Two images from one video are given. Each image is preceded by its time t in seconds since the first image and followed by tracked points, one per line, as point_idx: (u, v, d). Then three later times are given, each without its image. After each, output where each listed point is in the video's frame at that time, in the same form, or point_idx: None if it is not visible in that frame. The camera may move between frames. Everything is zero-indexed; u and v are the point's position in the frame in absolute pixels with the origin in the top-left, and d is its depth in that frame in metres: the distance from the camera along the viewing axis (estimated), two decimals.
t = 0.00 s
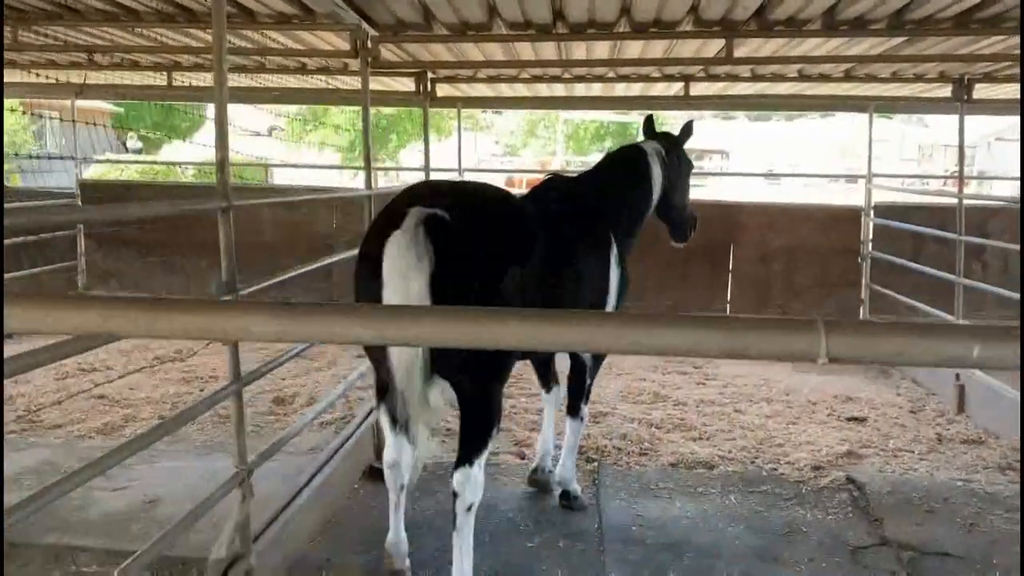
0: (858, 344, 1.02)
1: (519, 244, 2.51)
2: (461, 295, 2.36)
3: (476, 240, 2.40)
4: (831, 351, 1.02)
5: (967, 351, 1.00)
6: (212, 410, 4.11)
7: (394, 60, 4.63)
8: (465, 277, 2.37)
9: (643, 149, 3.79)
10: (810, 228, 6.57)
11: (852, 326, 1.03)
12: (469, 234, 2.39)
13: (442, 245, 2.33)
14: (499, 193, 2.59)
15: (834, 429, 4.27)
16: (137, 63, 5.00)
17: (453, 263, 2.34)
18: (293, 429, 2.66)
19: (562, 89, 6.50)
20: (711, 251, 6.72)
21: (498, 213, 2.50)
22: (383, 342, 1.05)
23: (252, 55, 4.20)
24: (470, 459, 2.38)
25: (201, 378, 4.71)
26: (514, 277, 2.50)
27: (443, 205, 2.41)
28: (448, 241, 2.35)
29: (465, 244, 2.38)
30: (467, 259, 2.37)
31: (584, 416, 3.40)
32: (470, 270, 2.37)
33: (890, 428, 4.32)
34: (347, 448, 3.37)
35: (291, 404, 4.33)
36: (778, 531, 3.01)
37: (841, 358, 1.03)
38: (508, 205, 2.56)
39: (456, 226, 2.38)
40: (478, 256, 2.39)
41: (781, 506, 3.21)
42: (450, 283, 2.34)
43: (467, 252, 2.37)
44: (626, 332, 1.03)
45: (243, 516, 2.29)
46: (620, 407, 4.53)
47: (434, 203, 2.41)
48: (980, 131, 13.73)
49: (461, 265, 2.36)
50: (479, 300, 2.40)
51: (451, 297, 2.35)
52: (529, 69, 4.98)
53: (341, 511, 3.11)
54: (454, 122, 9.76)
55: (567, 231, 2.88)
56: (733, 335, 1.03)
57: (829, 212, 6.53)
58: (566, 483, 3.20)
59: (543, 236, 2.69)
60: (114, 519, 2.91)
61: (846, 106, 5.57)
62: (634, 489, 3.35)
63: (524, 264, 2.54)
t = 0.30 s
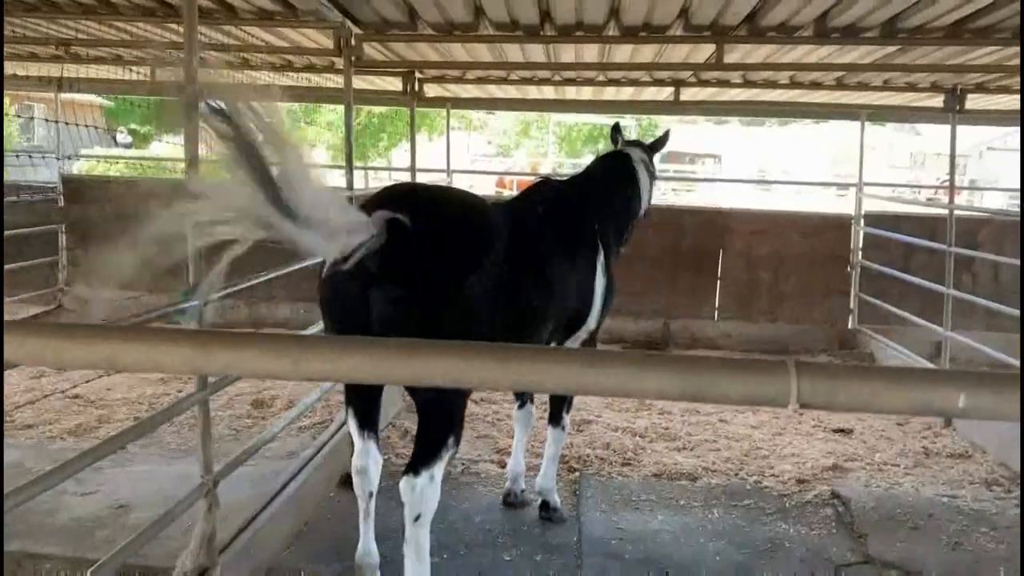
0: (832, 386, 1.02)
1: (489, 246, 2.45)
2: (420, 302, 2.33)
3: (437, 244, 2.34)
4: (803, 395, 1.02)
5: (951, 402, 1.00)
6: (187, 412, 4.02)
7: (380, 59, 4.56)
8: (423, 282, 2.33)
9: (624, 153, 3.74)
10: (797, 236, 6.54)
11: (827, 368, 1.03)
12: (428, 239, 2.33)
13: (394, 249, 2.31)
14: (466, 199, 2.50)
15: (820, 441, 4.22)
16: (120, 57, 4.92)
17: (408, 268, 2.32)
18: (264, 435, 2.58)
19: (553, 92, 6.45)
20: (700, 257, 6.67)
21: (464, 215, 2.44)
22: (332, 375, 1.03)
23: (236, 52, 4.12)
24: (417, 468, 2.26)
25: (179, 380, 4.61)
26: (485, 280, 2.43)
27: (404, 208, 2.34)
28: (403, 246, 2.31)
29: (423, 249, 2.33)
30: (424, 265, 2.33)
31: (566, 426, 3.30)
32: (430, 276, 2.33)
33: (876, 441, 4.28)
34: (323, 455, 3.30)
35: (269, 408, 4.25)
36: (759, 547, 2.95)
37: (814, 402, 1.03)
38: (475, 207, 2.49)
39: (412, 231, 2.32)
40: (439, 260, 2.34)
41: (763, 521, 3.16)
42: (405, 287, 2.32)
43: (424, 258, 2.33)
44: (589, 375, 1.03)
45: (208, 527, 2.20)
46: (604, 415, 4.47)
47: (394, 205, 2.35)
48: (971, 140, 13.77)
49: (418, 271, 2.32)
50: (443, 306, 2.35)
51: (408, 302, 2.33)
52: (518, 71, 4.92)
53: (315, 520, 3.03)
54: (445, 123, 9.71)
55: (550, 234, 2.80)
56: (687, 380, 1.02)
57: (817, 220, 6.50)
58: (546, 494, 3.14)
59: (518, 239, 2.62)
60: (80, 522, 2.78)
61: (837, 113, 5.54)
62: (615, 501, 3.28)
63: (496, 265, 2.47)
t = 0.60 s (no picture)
0: (846, 433, 0.89)
1: (481, 250, 2.41)
2: (411, 305, 2.28)
3: (425, 247, 2.32)
4: (814, 441, 0.89)
5: (984, 449, 0.86)
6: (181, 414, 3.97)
7: (378, 59, 4.53)
8: (414, 286, 2.28)
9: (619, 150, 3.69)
10: (797, 238, 6.50)
11: (843, 409, 0.90)
12: (416, 242, 2.32)
13: (383, 254, 2.25)
14: (460, 204, 2.49)
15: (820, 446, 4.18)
16: (114, 54, 4.87)
17: (397, 272, 2.27)
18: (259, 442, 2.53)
19: (552, 92, 6.42)
20: (699, 259, 6.62)
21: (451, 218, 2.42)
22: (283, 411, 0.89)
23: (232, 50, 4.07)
24: (400, 473, 2.22)
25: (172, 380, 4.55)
26: (477, 282, 2.39)
27: (390, 214, 2.34)
28: (392, 251, 2.27)
29: (412, 252, 2.30)
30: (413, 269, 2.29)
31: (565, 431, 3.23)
32: (419, 279, 2.29)
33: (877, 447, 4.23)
34: (315, 460, 3.25)
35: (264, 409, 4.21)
36: (758, 556, 2.91)
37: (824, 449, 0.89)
38: (462, 211, 2.48)
39: (400, 235, 2.30)
40: (429, 263, 2.31)
41: (762, 529, 3.12)
42: (395, 292, 2.26)
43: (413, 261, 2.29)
44: (573, 414, 0.89)
45: (196, 537, 2.15)
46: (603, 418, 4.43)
47: (379, 212, 2.35)
48: (971, 142, 13.78)
49: (408, 275, 2.28)
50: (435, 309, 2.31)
51: (399, 307, 2.27)
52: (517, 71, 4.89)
53: (308, 525, 2.98)
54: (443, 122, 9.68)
55: (548, 234, 2.75)
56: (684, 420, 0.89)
57: (818, 222, 6.46)
58: (542, 500, 3.10)
59: (513, 241, 2.57)
60: (70, 525, 2.71)
61: (838, 115, 5.50)
62: (612, 508, 3.24)
63: (489, 269, 2.42)
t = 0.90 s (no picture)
0: (909, 506, 0.79)
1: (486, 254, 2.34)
2: (412, 309, 2.18)
3: (426, 251, 2.23)
4: (873, 512, 0.79)
5: None
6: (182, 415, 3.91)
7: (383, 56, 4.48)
8: (415, 289, 2.19)
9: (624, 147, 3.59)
10: (806, 239, 6.42)
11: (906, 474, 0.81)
12: (419, 246, 2.23)
13: (387, 260, 2.18)
14: (462, 208, 2.41)
15: (830, 453, 4.12)
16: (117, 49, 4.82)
17: (400, 277, 2.18)
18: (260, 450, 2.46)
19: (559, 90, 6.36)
20: (706, 260, 6.54)
21: (454, 222, 2.34)
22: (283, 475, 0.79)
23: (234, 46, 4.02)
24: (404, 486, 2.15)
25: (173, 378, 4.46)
26: (478, 288, 2.30)
27: (393, 217, 2.27)
28: (395, 255, 2.19)
29: (413, 256, 2.21)
30: (417, 275, 2.20)
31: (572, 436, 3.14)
32: (420, 284, 2.19)
33: (889, 453, 4.16)
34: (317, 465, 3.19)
35: (266, 410, 4.16)
36: (769, 567, 2.84)
37: (884, 521, 0.80)
38: (465, 214, 2.39)
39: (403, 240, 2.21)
40: (430, 268, 2.22)
41: (773, 540, 3.05)
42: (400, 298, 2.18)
43: (415, 265, 2.21)
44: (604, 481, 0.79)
45: (194, 549, 2.09)
46: (609, 422, 4.37)
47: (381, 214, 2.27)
48: (979, 141, 13.70)
49: (412, 280, 2.19)
50: (437, 314, 2.20)
51: (399, 311, 2.17)
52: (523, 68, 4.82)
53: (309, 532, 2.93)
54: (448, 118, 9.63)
55: (551, 237, 2.67)
56: (729, 487, 0.79)
57: (827, 223, 6.38)
58: (549, 508, 3.04)
59: (515, 245, 2.49)
60: (66, 530, 2.66)
61: (850, 114, 5.42)
62: (620, 517, 3.18)
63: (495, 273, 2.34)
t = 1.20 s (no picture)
0: None
1: (502, 266, 2.29)
2: (434, 322, 2.13)
3: (449, 263, 2.19)
4: None
5: None
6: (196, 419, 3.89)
7: (400, 61, 4.46)
8: (437, 303, 2.14)
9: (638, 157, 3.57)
10: (824, 248, 6.34)
11: (987, 558, 0.73)
12: (442, 258, 2.19)
13: (409, 272, 2.13)
14: (481, 218, 2.37)
15: (849, 467, 4.05)
16: (134, 52, 4.81)
17: (419, 290, 2.13)
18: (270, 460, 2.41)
19: (577, 95, 6.33)
20: (723, 269, 6.47)
21: (477, 233, 2.30)
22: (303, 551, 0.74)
23: (250, 50, 3.99)
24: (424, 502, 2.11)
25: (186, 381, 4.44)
26: (502, 301, 2.27)
27: (416, 227, 2.23)
28: (417, 267, 2.15)
29: (434, 269, 2.17)
30: (436, 286, 2.15)
31: (587, 449, 3.06)
32: (439, 297, 2.14)
33: (910, 468, 4.09)
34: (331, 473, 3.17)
35: (279, 415, 4.13)
36: None
37: None
38: (486, 225, 2.35)
39: (425, 252, 2.17)
40: (452, 280, 2.18)
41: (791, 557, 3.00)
42: (418, 313, 2.13)
43: (437, 277, 2.16)
44: (651, 564, 0.72)
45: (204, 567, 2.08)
46: (624, 432, 4.32)
47: (404, 223, 2.23)
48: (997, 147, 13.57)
49: (432, 292, 2.14)
50: (461, 328, 2.17)
51: (421, 324, 2.12)
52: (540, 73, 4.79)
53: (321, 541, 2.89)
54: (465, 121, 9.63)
55: (570, 248, 2.63)
56: (786, 572, 0.72)
57: (846, 231, 6.30)
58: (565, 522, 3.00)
59: (536, 257, 2.45)
60: (77, 538, 2.62)
61: (870, 122, 5.35)
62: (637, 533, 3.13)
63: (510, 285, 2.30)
